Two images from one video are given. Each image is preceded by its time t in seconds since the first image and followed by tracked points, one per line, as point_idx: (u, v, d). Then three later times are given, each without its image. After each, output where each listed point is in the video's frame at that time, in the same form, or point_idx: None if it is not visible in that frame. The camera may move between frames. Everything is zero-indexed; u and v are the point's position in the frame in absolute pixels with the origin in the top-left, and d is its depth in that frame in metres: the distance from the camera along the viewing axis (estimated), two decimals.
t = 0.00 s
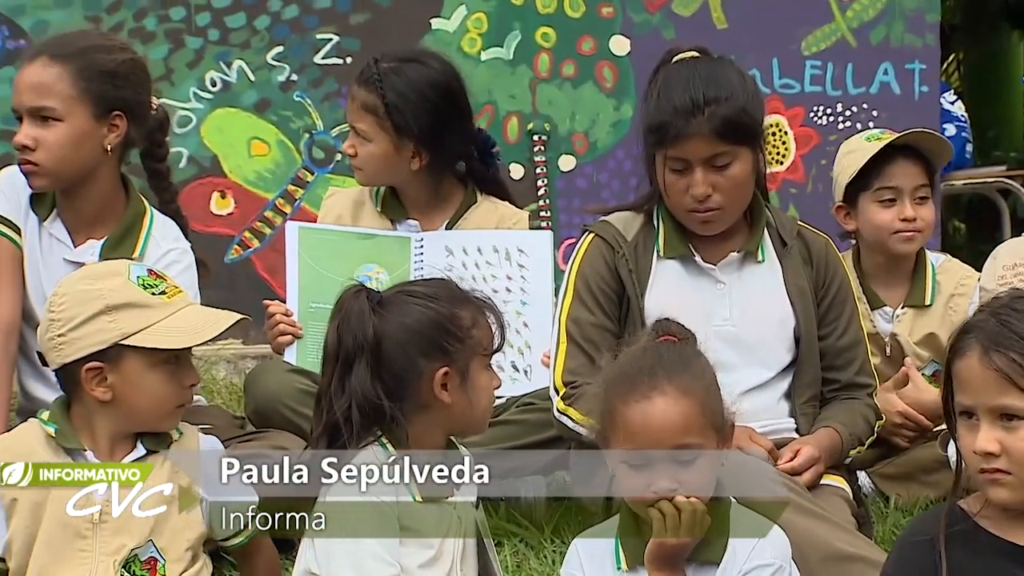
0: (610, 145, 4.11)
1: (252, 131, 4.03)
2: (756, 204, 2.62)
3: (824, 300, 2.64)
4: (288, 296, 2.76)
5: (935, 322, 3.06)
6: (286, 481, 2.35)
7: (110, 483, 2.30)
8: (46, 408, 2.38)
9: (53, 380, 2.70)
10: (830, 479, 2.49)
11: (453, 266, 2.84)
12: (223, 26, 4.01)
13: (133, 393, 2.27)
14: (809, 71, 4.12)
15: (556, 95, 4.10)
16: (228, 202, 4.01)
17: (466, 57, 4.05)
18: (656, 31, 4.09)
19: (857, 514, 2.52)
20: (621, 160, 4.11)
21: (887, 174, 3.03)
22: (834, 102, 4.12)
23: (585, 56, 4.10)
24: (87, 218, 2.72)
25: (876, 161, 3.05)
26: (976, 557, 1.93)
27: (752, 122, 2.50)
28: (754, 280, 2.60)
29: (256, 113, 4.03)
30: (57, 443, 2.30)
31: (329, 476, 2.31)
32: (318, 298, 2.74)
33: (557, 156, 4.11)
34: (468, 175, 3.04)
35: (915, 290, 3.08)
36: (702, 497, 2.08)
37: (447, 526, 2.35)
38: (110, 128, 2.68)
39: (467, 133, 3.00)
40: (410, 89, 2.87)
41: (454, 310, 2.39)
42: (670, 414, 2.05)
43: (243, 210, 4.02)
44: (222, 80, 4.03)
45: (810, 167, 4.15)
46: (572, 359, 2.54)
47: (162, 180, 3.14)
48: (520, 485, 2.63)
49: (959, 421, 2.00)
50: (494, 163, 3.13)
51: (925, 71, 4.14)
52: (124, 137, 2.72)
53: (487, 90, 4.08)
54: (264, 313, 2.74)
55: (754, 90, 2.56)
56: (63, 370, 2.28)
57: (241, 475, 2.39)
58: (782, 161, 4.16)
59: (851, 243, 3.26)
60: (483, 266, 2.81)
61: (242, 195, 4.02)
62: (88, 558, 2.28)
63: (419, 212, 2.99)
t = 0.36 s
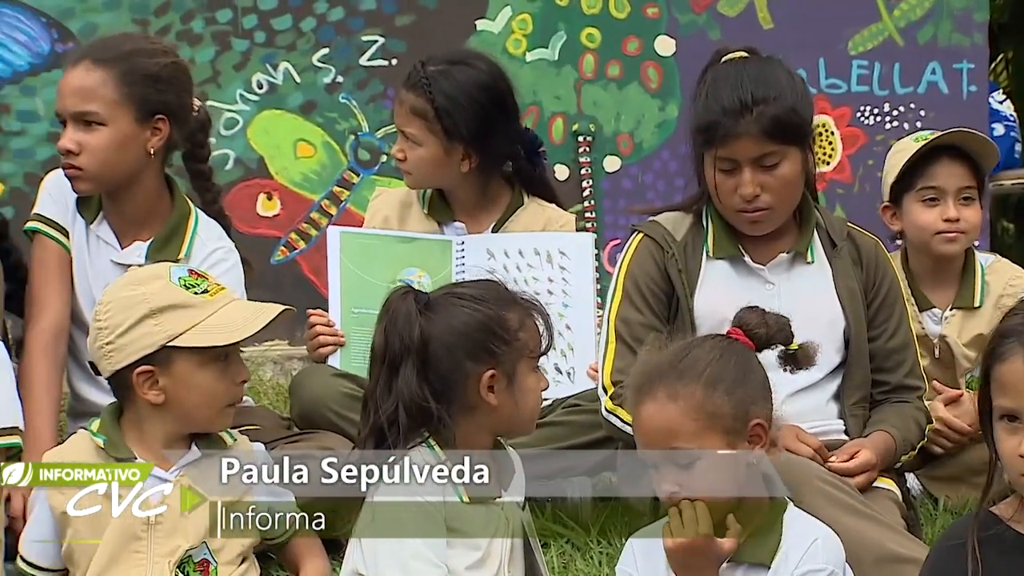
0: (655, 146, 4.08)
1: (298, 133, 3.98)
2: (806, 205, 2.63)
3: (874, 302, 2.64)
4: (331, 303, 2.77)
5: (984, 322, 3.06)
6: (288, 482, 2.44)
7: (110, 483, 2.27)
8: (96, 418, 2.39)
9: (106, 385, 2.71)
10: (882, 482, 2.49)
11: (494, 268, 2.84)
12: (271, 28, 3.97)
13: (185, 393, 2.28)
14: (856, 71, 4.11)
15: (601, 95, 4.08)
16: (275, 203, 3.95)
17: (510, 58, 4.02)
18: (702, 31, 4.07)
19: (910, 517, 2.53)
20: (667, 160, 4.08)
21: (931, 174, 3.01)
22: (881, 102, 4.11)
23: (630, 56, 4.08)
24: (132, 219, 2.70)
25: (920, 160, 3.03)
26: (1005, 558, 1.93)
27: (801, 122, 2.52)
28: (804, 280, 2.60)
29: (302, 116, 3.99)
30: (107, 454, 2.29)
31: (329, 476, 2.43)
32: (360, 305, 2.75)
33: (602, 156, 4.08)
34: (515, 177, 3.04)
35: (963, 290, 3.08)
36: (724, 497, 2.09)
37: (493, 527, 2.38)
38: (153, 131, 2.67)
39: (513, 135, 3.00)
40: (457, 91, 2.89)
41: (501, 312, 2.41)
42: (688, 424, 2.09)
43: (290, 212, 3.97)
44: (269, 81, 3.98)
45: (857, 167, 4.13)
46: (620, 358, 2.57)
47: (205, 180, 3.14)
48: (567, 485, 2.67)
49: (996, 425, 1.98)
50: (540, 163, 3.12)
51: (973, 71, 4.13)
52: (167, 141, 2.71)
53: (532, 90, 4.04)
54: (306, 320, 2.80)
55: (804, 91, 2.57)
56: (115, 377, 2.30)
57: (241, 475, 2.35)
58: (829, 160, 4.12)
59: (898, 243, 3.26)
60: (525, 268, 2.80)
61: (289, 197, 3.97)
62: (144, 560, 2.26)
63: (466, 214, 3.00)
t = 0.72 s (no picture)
0: (701, 145, 4.06)
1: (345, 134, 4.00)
2: (857, 206, 2.66)
3: (925, 303, 2.68)
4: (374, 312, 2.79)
5: None
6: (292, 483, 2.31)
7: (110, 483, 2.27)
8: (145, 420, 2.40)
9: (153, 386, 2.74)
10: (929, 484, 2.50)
11: (538, 269, 2.82)
12: (317, 29, 3.99)
13: (236, 401, 2.29)
14: (904, 70, 4.07)
15: (647, 95, 4.07)
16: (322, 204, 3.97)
17: (557, 58, 4.02)
18: (749, 30, 4.05)
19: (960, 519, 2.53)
20: (714, 160, 4.06)
21: (980, 173, 3.01)
22: (929, 102, 4.07)
23: (677, 56, 4.06)
24: (181, 220, 2.71)
25: (970, 159, 3.03)
26: None
27: (853, 121, 2.52)
28: (854, 280, 2.64)
29: (349, 115, 4.00)
30: (153, 458, 2.29)
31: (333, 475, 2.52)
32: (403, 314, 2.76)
33: (648, 156, 4.07)
34: (560, 172, 3.04)
35: (1014, 289, 3.07)
36: (732, 498, 2.13)
37: (541, 526, 2.39)
38: (199, 130, 2.67)
39: (558, 132, 2.99)
40: (500, 87, 2.88)
41: (544, 311, 2.40)
42: (703, 415, 2.16)
43: (336, 213, 3.98)
44: (315, 82, 4.00)
45: (905, 167, 4.11)
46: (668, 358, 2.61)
47: (250, 177, 3.12)
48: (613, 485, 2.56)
49: None
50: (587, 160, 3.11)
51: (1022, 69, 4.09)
52: (213, 139, 2.71)
53: (577, 90, 4.05)
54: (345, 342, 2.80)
55: (856, 88, 2.58)
56: (170, 378, 2.31)
57: (240, 475, 2.28)
58: (877, 160, 4.10)
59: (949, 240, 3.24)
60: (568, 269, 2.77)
61: (336, 198, 3.99)
62: (185, 563, 2.28)
63: (510, 211, 3.01)
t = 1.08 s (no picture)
0: (749, 145, 4.10)
1: (392, 135, 4.07)
2: (905, 206, 2.65)
3: (975, 303, 2.66)
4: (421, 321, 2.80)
5: None
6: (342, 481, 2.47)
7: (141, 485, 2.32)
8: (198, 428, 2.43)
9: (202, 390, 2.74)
10: (982, 486, 2.49)
11: (583, 270, 2.80)
12: (364, 31, 4.06)
13: (290, 408, 2.32)
14: (954, 69, 4.07)
15: (695, 95, 4.12)
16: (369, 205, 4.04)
17: (605, 58, 4.07)
18: (797, 30, 4.08)
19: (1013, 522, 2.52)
20: (761, 159, 4.11)
21: None
22: (980, 100, 4.08)
23: (724, 56, 4.10)
24: (216, 216, 2.71)
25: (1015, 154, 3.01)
26: None
27: (902, 121, 2.51)
28: (902, 282, 2.63)
29: (396, 115, 4.07)
30: (206, 468, 2.31)
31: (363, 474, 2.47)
32: (449, 317, 2.75)
33: (696, 156, 4.12)
34: (604, 175, 3.03)
35: None
36: (758, 496, 2.17)
37: (587, 528, 2.39)
38: (234, 129, 2.67)
39: (600, 136, 2.98)
40: (536, 92, 2.88)
41: (590, 312, 2.38)
42: (726, 407, 2.22)
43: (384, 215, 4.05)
44: (362, 84, 4.07)
45: (955, 167, 4.11)
46: (715, 360, 2.60)
47: (293, 179, 3.14)
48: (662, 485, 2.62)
49: None
50: (629, 162, 3.10)
51: None
52: (249, 138, 2.71)
53: (625, 90, 4.11)
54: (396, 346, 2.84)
55: (905, 89, 2.56)
56: (224, 383, 2.34)
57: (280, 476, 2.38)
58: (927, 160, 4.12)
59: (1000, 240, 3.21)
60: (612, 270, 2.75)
61: (384, 201, 4.06)
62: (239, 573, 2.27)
63: (554, 214, 3.01)
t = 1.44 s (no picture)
0: (798, 142, 4.18)
1: (439, 133, 4.16)
2: (950, 202, 2.63)
3: None
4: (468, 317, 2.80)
5: None
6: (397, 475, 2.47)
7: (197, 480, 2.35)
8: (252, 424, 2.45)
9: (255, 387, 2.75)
10: None
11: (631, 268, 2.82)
12: (414, 29, 4.17)
13: (344, 404, 2.32)
14: (1007, 65, 4.09)
15: (743, 92, 4.18)
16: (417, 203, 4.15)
17: (652, 55, 4.16)
18: (846, 27, 4.14)
19: None
20: (810, 157, 4.17)
21: None
22: None
23: (773, 53, 4.16)
24: (272, 215, 2.72)
25: None
26: None
27: (943, 119, 2.49)
28: (949, 279, 2.61)
29: (444, 115, 4.17)
30: (262, 462, 2.32)
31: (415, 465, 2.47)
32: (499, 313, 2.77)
33: (744, 153, 4.21)
34: (654, 174, 3.01)
35: None
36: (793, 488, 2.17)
37: (637, 527, 2.38)
38: (290, 129, 2.68)
39: (650, 138, 2.97)
40: (583, 97, 2.88)
41: (642, 311, 2.38)
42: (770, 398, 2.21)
43: (432, 212, 4.15)
44: (411, 82, 4.18)
45: (1007, 163, 4.13)
46: (762, 360, 2.59)
47: (351, 180, 3.06)
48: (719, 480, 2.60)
49: None
50: (679, 162, 3.08)
51: None
52: (305, 138, 2.72)
53: (673, 88, 4.19)
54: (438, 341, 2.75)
55: (947, 87, 2.54)
56: (279, 378, 2.35)
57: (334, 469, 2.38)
58: (978, 156, 4.15)
59: None
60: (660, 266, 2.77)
61: (431, 199, 4.16)
62: (292, 565, 2.29)
63: (605, 215, 3.01)
